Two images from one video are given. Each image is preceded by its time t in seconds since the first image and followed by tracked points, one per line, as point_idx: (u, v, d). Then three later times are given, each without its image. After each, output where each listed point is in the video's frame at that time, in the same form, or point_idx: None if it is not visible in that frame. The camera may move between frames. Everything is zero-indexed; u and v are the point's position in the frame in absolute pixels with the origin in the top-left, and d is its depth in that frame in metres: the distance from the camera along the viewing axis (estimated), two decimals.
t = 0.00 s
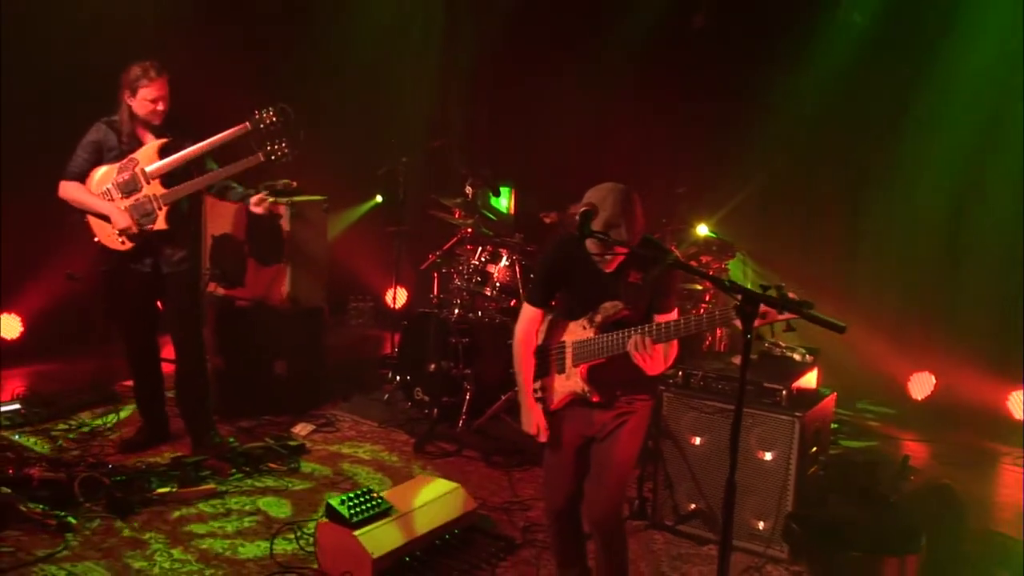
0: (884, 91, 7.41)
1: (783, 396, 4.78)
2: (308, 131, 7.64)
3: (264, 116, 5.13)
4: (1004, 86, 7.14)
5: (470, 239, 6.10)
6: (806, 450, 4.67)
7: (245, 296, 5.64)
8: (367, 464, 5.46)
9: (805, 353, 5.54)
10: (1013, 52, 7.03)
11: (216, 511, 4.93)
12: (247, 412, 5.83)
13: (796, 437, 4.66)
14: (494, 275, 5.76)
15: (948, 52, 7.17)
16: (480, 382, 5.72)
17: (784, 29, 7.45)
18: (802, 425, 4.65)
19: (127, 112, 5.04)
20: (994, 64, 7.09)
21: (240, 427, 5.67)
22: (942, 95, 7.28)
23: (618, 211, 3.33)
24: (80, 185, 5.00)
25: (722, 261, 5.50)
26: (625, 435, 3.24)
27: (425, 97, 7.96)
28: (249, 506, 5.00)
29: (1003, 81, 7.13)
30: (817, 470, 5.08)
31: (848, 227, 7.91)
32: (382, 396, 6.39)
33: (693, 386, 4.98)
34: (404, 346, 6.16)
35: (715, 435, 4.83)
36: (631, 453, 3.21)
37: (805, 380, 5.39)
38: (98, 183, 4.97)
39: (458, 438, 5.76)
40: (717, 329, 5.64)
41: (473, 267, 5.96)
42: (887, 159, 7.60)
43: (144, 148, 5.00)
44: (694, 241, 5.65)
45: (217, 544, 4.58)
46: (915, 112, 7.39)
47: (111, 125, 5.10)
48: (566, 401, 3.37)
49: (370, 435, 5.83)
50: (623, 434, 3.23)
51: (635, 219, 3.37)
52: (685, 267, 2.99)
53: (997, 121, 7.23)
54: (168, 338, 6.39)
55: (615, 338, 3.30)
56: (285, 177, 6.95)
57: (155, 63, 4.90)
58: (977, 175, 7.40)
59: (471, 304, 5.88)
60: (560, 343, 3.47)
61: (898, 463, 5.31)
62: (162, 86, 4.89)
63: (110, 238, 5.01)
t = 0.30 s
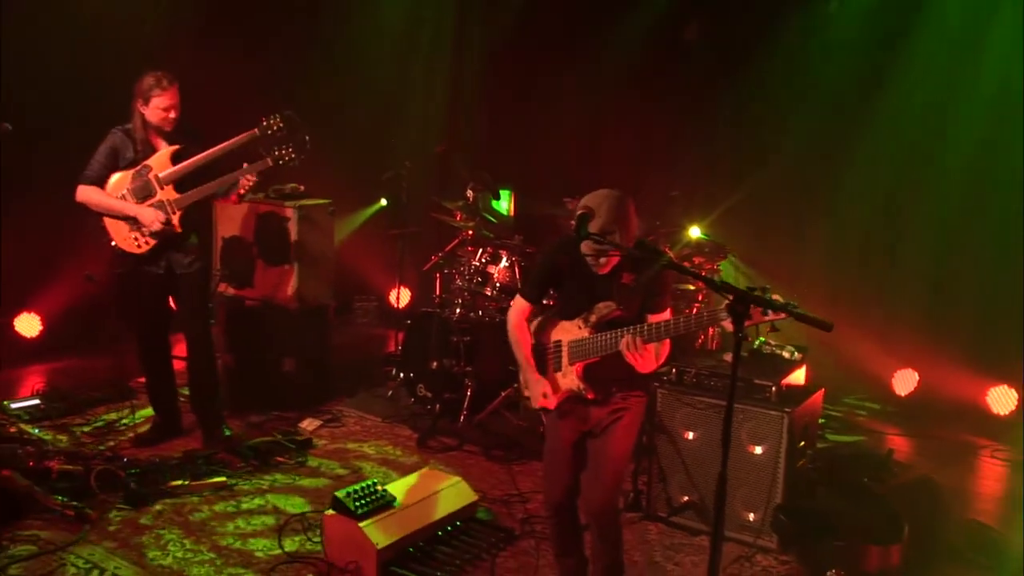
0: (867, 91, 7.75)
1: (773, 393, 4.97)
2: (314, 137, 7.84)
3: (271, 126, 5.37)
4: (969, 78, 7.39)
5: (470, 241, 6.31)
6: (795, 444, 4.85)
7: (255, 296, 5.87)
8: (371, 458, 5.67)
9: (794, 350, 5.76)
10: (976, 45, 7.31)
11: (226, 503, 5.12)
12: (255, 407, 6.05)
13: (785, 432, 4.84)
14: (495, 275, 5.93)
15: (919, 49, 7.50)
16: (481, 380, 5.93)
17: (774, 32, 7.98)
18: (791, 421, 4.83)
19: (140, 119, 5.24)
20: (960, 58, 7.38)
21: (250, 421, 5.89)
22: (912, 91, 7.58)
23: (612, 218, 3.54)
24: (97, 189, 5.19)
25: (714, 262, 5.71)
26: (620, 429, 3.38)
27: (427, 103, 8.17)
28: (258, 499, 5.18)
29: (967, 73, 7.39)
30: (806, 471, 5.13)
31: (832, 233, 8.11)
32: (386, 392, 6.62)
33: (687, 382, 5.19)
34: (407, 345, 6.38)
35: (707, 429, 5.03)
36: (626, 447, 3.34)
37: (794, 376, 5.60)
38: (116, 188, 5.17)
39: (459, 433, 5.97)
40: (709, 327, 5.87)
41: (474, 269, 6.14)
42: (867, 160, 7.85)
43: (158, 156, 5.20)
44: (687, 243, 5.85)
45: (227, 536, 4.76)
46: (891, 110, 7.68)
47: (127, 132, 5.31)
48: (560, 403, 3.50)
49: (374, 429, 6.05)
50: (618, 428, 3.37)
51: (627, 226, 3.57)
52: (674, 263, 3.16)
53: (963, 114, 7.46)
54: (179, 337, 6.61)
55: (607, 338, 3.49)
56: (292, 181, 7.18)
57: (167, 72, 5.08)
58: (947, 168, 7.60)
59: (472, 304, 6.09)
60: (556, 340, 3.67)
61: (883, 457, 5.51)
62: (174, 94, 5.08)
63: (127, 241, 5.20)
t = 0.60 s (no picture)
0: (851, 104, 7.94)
1: (762, 389, 5.15)
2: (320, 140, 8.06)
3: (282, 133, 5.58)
4: (952, 99, 7.59)
5: (471, 243, 6.52)
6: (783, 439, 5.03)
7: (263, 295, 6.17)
8: (376, 452, 5.88)
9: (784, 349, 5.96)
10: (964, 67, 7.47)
11: (235, 495, 5.33)
12: (264, 403, 6.28)
13: (774, 428, 5.02)
14: (494, 276, 6.19)
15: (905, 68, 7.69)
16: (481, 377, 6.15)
17: (771, 35, 7.96)
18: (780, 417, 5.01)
19: (155, 126, 5.45)
20: (951, 79, 7.56)
21: (259, 417, 6.11)
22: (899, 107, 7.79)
23: (607, 223, 3.74)
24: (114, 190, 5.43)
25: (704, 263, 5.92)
26: (615, 425, 3.56)
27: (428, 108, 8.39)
28: (267, 491, 5.40)
29: (955, 93, 7.57)
30: (794, 464, 5.33)
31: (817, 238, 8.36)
32: (390, 389, 6.85)
33: (681, 378, 5.39)
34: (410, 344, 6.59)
35: (701, 424, 5.24)
36: (621, 441, 3.52)
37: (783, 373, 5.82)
38: (131, 189, 5.40)
39: (461, 428, 6.19)
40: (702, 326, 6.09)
41: (474, 269, 6.37)
42: (852, 172, 8.10)
43: (172, 159, 5.41)
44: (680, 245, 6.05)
45: (238, 526, 4.97)
46: (885, 115, 7.86)
47: (143, 138, 5.54)
48: (561, 402, 3.68)
49: (379, 425, 6.26)
50: (613, 424, 3.55)
51: (622, 231, 3.78)
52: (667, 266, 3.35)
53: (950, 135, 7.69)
54: (191, 335, 6.85)
55: (604, 339, 3.66)
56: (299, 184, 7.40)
57: (181, 81, 5.28)
58: (932, 182, 7.86)
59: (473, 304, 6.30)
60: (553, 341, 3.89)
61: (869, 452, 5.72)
62: (188, 101, 5.28)
63: (141, 240, 5.43)
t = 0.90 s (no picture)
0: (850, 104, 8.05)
1: (756, 387, 5.26)
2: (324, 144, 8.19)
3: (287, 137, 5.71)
4: (949, 101, 7.70)
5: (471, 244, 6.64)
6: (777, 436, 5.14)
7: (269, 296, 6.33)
8: (379, 449, 6.01)
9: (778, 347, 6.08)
10: (963, 67, 7.58)
11: (242, 490, 5.46)
12: (270, 402, 6.42)
13: (768, 425, 5.13)
14: (495, 276, 6.28)
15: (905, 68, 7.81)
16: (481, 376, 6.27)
17: (771, 37, 8.09)
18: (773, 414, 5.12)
19: (162, 131, 5.57)
20: (948, 81, 7.67)
21: (264, 415, 6.24)
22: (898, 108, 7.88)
23: (594, 206, 3.75)
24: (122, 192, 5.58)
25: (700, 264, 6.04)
26: (617, 416, 3.65)
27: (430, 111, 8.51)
28: (272, 486, 5.52)
29: (953, 93, 7.67)
30: (788, 460, 5.45)
31: (813, 238, 8.42)
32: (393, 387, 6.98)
33: (678, 376, 5.49)
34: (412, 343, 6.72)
35: (697, 421, 5.35)
36: (622, 435, 3.63)
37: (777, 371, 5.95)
38: (138, 192, 5.55)
39: (461, 425, 6.32)
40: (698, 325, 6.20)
41: (475, 269, 6.47)
42: (845, 171, 8.18)
43: (178, 163, 5.52)
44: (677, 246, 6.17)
45: (244, 521, 5.09)
46: (881, 115, 7.96)
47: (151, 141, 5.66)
48: (562, 382, 3.75)
49: (381, 422, 6.39)
50: (616, 417, 3.64)
51: (611, 213, 3.79)
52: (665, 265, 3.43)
53: (948, 135, 7.76)
54: (199, 334, 6.98)
55: (604, 325, 3.70)
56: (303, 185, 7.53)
57: (189, 87, 5.39)
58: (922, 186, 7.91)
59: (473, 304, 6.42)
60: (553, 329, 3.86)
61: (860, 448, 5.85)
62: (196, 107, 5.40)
63: (145, 241, 5.57)
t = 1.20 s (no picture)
0: (850, 104, 8.03)
1: (756, 388, 5.25)
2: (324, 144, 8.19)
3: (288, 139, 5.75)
4: (948, 99, 7.70)
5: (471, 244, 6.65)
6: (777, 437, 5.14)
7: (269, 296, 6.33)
8: (379, 449, 6.01)
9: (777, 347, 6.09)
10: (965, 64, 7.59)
11: (242, 490, 5.45)
12: (270, 401, 6.42)
13: (768, 426, 5.13)
14: (495, 276, 6.28)
15: (906, 68, 7.81)
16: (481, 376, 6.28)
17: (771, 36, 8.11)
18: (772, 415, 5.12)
19: (162, 131, 5.58)
20: (948, 78, 7.67)
21: (265, 415, 6.25)
22: (898, 108, 7.86)
23: (587, 196, 3.69)
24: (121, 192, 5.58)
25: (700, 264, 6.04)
26: (620, 413, 3.63)
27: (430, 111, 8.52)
28: (272, 486, 5.51)
29: (954, 91, 7.66)
30: (787, 460, 5.45)
31: (810, 238, 8.38)
32: (393, 387, 6.99)
33: (678, 377, 5.49)
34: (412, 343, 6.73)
35: (697, 422, 5.35)
36: (624, 434, 3.61)
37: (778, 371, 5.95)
38: (138, 192, 5.57)
39: (461, 425, 6.32)
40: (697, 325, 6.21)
41: (475, 269, 6.47)
42: (842, 170, 8.15)
43: (178, 163, 5.53)
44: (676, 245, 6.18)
45: (243, 521, 5.09)
46: (879, 113, 7.94)
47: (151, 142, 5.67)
48: (564, 379, 3.75)
49: (381, 422, 6.40)
50: (617, 414, 3.61)
51: (606, 205, 3.73)
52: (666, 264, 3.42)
53: (947, 134, 7.74)
54: (198, 334, 6.99)
55: (606, 320, 3.66)
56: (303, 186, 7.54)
57: (190, 88, 5.39)
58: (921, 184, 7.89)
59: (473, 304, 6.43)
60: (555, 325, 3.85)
61: (860, 448, 5.85)
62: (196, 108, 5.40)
63: (145, 241, 5.58)
